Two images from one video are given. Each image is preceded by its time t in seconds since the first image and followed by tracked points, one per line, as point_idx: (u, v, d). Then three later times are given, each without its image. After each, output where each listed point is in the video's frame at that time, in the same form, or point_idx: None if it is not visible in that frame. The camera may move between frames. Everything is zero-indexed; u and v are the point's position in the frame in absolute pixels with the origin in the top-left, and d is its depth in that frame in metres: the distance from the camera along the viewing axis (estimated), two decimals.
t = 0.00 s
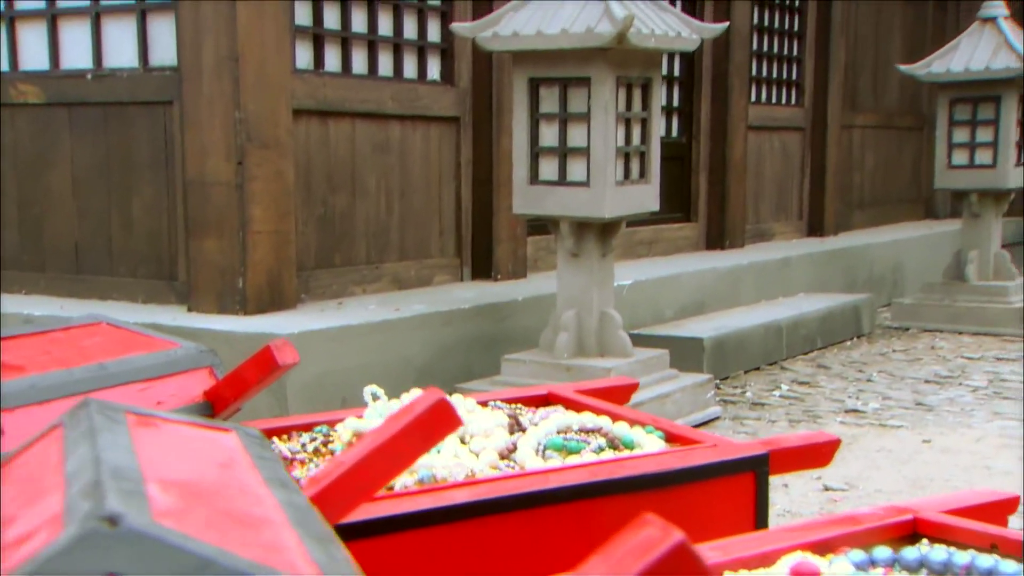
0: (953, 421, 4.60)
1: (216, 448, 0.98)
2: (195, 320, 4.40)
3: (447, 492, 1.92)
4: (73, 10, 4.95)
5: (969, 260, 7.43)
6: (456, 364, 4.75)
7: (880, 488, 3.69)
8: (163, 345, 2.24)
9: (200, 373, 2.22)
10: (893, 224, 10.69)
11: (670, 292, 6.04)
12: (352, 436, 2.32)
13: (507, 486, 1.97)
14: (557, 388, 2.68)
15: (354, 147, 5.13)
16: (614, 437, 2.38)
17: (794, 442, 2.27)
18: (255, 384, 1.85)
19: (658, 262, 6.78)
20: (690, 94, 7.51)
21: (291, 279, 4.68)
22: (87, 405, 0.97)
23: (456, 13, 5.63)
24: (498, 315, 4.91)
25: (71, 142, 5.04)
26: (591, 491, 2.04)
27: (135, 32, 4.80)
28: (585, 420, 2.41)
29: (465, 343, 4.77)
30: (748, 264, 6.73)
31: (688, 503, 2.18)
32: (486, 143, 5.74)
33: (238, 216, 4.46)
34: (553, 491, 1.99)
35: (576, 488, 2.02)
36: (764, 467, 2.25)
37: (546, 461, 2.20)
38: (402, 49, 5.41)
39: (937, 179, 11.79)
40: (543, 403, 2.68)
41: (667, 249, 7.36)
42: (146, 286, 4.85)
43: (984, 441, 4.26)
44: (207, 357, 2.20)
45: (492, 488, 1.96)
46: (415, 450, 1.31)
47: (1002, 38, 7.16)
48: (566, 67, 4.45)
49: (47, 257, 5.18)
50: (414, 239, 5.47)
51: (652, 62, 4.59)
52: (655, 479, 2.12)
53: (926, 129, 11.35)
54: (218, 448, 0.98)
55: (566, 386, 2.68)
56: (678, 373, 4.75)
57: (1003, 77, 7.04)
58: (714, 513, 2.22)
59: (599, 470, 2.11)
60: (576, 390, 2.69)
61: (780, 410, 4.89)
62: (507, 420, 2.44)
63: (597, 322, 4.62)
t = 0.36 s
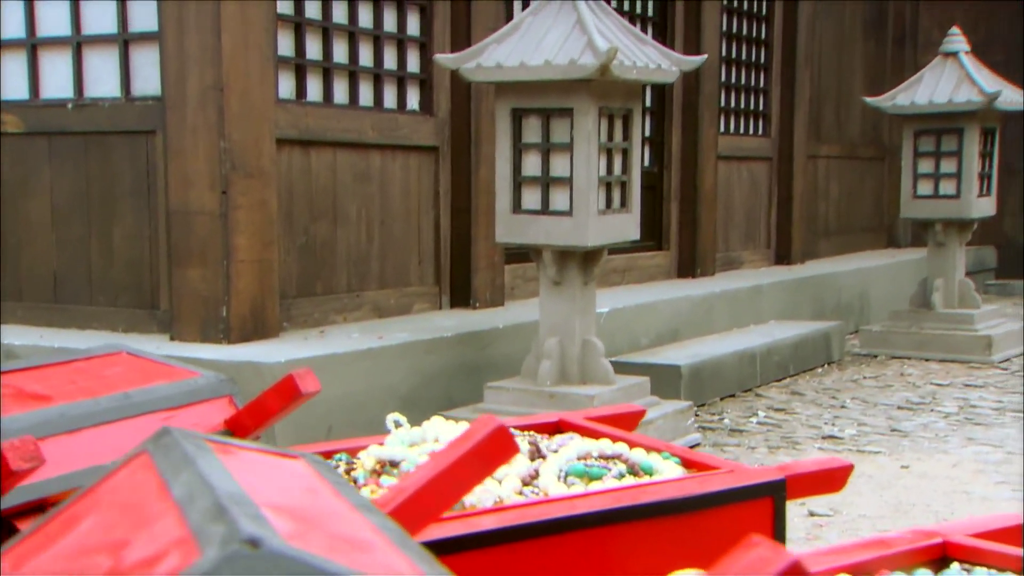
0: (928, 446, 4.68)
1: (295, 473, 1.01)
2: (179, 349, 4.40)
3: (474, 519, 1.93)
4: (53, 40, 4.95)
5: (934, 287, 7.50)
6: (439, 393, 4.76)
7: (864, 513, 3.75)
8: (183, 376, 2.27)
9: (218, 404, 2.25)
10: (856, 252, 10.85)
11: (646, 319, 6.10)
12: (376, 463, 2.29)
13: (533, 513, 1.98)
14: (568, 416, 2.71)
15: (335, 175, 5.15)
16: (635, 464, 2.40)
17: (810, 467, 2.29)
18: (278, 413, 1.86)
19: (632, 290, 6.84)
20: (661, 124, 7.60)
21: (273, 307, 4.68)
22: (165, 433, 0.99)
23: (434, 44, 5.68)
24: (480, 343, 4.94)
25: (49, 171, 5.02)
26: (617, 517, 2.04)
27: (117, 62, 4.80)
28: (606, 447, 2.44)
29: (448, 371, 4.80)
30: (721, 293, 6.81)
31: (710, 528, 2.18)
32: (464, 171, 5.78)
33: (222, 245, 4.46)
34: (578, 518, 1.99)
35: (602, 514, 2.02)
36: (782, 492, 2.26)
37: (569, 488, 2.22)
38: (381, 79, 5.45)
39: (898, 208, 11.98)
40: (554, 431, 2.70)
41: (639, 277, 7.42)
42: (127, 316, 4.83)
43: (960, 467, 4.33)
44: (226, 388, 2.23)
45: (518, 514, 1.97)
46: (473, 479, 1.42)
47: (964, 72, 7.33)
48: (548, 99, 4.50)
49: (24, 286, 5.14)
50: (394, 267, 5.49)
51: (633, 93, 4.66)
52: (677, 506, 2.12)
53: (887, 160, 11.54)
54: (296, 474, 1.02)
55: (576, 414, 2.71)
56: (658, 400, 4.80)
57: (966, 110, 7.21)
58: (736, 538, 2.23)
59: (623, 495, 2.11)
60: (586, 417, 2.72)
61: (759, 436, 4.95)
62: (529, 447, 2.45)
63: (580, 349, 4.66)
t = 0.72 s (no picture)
0: (905, 472, 4.76)
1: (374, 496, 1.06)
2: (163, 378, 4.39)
3: (506, 546, 1.96)
4: (34, 70, 4.95)
5: (901, 316, 7.61)
6: (422, 421, 4.78)
7: (849, 539, 3.81)
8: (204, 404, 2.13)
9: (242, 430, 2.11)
10: (821, 281, 11.00)
11: (623, 347, 6.16)
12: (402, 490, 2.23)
13: (563, 539, 2.01)
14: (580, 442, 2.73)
15: (317, 205, 5.17)
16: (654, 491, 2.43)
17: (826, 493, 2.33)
18: (302, 442, 1.87)
19: (607, 318, 6.91)
20: (632, 154, 7.70)
21: (257, 335, 4.68)
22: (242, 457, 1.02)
23: (415, 74, 5.72)
24: (462, 371, 4.96)
25: (29, 200, 5.01)
26: (643, 542, 2.07)
27: (100, 93, 4.82)
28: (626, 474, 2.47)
29: (432, 399, 4.82)
30: (694, 320, 6.88)
31: (733, 552, 2.21)
32: (443, 200, 5.82)
33: (207, 275, 4.48)
34: (606, 544, 2.02)
35: (632, 539, 2.06)
36: (802, 517, 2.28)
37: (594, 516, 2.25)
38: (362, 109, 5.48)
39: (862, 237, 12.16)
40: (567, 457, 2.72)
41: (612, 305, 7.48)
42: (108, 345, 4.81)
43: (938, 492, 4.41)
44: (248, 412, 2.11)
45: (548, 540, 2.01)
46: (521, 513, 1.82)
47: (928, 105, 7.47)
48: (533, 129, 4.56)
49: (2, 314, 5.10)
50: (375, 295, 5.51)
51: (615, 125, 4.72)
52: (702, 530, 2.15)
53: (850, 190, 11.73)
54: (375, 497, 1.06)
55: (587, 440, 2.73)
56: (640, 428, 4.84)
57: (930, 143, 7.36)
58: (759, 562, 2.25)
59: (648, 521, 2.14)
60: (597, 445, 2.74)
61: (738, 463, 5.01)
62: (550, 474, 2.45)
63: (564, 378, 4.69)
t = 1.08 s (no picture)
0: (883, 498, 4.84)
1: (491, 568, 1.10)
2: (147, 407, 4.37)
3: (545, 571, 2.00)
4: (17, 98, 4.95)
5: (869, 343, 7.72)
6: (406, 449, 4.80)
7: (834, 564, 3.88)
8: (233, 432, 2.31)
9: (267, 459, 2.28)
10: (787, 309, 11.14)
11: (601, 374, 6.21)
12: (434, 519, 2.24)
13: (596, 563, 2.06)
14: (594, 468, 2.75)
15: (299, 233, 5.19)
16: (675, 517, 2.48)
17: (842, 518, 2.39)
18: (328, 467, 1.90)
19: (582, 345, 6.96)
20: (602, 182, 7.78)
21: (241, 363, 4.68)
22: (328, 482, 1.43)
23: (395, 103, 5.76)
24: (444, 398, 4.99)
25: (9, 228, 4.98)
26: (673, 566, 2.11)
27: (83, 121, 4.82)
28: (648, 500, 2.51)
29: (415, 426, 4.84)
30: (668, 348, 6.96)
31: None
32: (423, 229, 5.86)
33: (193, 303, 4.48)
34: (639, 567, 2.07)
35: (661, 563, 2.10)
36: (820, 542, 2.32)
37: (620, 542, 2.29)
38: (344, 138, 5.52)
39: (826, 265, 12.34)
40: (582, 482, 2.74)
41: (586, 333, 7.53)
42: (89, 373, 4.79)
43: (917, 518, 4.49)
44: (274, 442, 2.27)
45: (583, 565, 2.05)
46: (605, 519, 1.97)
47: (895, 136, 7.57)
48: (518, 159, 4.61)
49: None
50: (355, 323, 5.53)
51: (598, 155, 4.78)
52: (726, 555, 2.19)
53: (813, 220, 11.90)
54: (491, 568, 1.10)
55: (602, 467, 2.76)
56: (621, 455, 4.89)
57: (897, 173, 7.47)
58: None
59: (675, 546, 2.19)
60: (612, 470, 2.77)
61: (718, 489, 5.07)
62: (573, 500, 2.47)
63: (547, 405, 4.73)
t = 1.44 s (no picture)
0: (860, 529, 4.92)
1: None
2: (130, 440, 4.36)
3: None
4: None
5: (836, 375, 7.84)
6: (389, 481, 4.81)
7: None
8: (258, 464, 2.51)
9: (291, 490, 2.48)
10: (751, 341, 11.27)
11: (577, 406, 6.26)
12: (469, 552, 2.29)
13: None
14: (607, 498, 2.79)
15: (280, 266, 5.20)
16: (696, 549, 2.51)
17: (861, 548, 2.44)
18: (354, 500, 1.91)
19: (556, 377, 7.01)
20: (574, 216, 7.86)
21: (224, 396, 4.68)
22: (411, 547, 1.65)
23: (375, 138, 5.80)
24: (426, 431, 5.00)
25: None
26: None
27: (66, 154, 4.82)
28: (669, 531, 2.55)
29: (397, 459, 4.85)
30: (640, 380, 7.03)
31: None
32: (401, 261, 5.89)
33: (177, 336, 4.48)
34: None
35: None
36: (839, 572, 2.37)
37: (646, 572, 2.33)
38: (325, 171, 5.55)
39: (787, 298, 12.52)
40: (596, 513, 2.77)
41: (558, 365, 7.57)
42: (69, 406, 4.76)
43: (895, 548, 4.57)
44: (297, 475, 2.47)
45: None
46: (668, 551, 2.22)
47: (860, 173, 7.71)
48: (501, 193, 4.66)
49: None
50: (334, 355, 5.55)
51: (579, 189, 4.84)
52: None
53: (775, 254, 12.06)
54: None
55: (614, 498, 2.79)
56: (602, 486, 4.93)
57: (863, 209, 7.60)
58: None
59: None
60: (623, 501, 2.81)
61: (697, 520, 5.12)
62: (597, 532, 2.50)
63: (530, 437, 4.76)
